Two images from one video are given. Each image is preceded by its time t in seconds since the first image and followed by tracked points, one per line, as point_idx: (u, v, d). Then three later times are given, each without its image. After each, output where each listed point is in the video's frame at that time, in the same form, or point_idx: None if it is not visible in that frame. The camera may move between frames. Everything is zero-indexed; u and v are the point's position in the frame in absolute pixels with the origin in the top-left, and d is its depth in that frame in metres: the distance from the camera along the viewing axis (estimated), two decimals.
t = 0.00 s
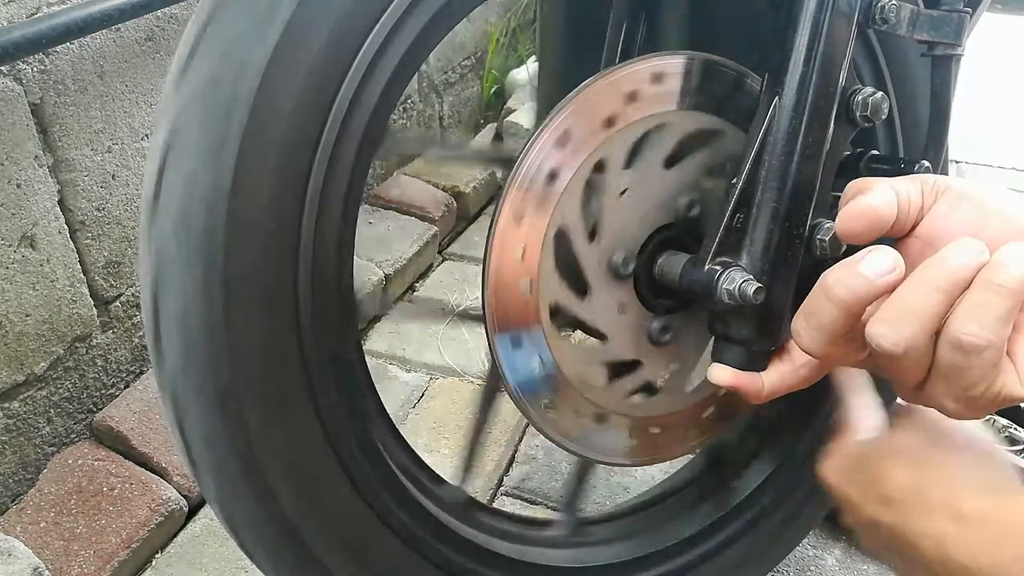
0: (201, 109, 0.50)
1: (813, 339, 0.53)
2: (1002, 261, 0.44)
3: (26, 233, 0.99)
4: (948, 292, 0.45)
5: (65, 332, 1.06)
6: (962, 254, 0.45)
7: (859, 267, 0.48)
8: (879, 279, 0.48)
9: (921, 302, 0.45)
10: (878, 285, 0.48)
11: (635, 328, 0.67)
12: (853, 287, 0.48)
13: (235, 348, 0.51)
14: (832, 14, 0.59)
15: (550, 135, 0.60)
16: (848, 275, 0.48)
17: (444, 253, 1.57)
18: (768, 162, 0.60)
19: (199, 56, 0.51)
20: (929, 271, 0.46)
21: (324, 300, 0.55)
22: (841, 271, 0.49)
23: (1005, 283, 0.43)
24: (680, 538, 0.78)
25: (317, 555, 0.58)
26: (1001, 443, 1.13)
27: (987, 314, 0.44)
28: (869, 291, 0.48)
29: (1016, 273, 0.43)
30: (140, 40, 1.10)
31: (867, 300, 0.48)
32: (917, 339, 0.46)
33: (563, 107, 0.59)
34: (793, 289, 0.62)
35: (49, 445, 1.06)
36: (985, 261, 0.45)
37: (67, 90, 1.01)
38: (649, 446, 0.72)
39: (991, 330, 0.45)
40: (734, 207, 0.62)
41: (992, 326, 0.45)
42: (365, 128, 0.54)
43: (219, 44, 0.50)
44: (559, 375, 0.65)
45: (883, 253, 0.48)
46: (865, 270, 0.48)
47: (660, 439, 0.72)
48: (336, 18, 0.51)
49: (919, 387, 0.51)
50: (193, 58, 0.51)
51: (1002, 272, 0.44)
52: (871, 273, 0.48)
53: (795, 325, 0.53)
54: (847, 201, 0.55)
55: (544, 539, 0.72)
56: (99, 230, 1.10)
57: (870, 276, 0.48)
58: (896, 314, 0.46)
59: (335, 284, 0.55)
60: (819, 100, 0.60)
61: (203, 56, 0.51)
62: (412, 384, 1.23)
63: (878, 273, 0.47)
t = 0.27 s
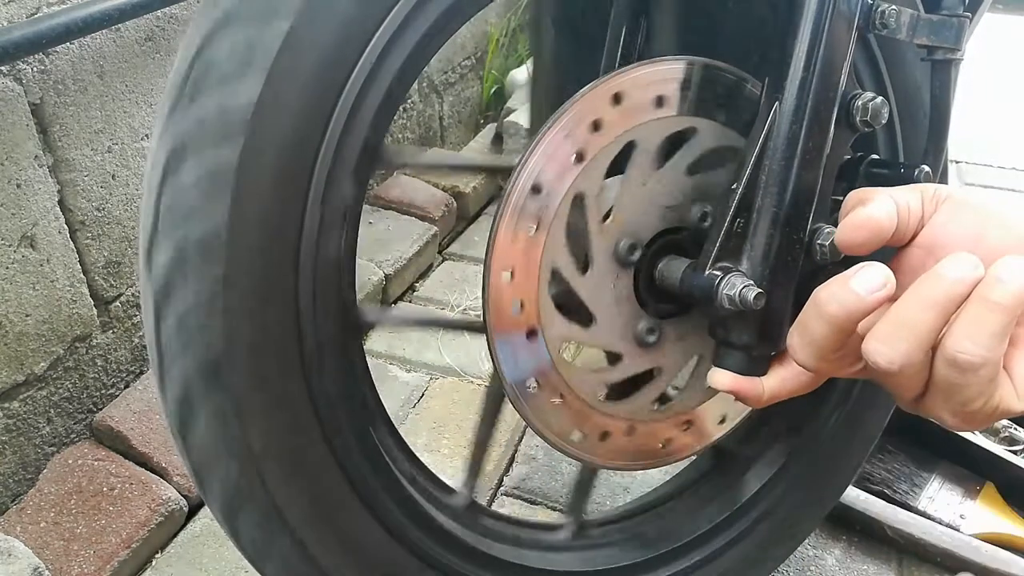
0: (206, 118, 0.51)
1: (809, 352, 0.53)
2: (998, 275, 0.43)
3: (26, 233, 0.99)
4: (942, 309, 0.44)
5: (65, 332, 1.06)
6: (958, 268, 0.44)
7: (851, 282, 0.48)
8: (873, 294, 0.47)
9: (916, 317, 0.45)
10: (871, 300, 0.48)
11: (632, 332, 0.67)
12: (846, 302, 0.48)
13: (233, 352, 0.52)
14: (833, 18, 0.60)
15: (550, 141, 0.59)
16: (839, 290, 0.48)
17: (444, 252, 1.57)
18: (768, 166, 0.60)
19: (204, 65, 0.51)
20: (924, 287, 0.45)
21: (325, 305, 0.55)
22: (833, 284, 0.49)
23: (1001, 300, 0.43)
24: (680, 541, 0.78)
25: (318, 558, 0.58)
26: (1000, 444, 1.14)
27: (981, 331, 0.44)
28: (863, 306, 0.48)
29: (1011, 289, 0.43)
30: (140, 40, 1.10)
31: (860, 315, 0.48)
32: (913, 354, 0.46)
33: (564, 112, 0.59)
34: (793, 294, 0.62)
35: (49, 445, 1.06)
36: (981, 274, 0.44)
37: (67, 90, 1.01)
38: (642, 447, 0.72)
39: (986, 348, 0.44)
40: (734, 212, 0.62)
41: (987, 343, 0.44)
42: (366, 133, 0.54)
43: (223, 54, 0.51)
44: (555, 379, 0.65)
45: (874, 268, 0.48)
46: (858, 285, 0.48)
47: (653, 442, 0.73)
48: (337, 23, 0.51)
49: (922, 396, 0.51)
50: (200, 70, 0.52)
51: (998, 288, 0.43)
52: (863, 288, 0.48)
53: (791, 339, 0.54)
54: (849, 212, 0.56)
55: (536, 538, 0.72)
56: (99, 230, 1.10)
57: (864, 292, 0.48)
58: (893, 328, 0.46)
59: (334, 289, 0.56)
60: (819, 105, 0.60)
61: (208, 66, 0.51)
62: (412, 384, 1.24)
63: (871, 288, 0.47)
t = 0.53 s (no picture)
0: (207, 116, 0.51)
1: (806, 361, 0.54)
2: (987, 287, 0.43)
3: (28, 233, 0.99)
4: (932, 322, 0.44)
5: (67, 332, 1.06)
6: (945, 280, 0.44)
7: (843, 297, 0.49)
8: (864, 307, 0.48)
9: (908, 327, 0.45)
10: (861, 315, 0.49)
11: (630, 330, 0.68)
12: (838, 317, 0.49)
13: (235, 349, 0.52)
14: (831, 19, 0.60)
15: (548, 141, 0.59)
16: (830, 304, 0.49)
17: (444, 253, 1.57)
18: (766, 166, 0.61)
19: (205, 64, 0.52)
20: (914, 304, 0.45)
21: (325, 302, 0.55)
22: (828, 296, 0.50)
23: (988, 313, 0.42)
24: (680, 539, 0.78)
25: (319, 555, 0.59)
26: (999, 443, 1.14)
27: (971, 345, 0.43)
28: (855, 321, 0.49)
29: (1000, 302, 0.42)
30: (142, 41, 1.11)
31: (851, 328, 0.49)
32: (905, 365, 0.46)
33: (564, 110, 0.59)
34: (792, 292, 0.62)
35: (51, 444, 1.07)
36: (972, 286, 0.44)
37: (69, 90, 1.02)
38: (637, 444, 0.72)
39: (977, 361, 0.44)
40: (733, 210, 0.62)
41: (978, 357, 0.44)
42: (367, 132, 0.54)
43: (225, 53, 0.51)
44: (553, 376, 0.65)
45: (865, 281, 0.48)
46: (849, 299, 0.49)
47: (649, 438, 0.73)
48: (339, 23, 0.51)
49: (922, 405, 0.51)
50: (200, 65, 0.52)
51: (987, 300, 0.42)
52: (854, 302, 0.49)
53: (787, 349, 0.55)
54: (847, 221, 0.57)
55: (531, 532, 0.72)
56: (101, 230, 1.10)
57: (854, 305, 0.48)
58: (888, 343, 0.46)
59: (335, 286, 0.55)
60: (817, 104, 0.60)
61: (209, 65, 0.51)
62: (412, 384, 1.24)
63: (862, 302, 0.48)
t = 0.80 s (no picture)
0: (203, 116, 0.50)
1: (831, 389, 0.48)
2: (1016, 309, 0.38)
3: (24, 233, 0.98)
4: (957, 349, 0.39)
5: (64, 332, 1.06)
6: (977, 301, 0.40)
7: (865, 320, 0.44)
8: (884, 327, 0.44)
9: (927, 352, 0.39)
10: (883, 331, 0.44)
11: (630, 333, 0.67)
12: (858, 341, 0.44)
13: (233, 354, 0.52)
14: (834, 18, 0.59)
15: (536, 158, 0.59)
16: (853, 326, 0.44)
17: (444, 251, 1.56)
18: (768, 167, 0.60)
19: (200, 65, 0.51)
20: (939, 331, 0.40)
21: (322, 304, 0.55)
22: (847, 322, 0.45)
23: (1011, 337, 0.38)
24: (681, 542, 0.78)
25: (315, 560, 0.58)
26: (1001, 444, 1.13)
27: (1000, 374, 0.38)
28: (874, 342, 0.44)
29: None
30: (138, 39, 1.10)
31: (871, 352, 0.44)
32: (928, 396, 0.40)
33: (563, 113, 0.58)
34: (794, 295, 0.61)
35: (48, 445, 1.06)
36: (1000, 307, 0.39)
37: (65, 89, 1.01)
38: (646, 446, 0.72)
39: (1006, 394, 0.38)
40: (734, 214, 0.61)
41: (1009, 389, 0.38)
42: (364, 134, 0.53)
43: (221, 54, 0.51)
44: (558, 388, 0.65)
45: (891, 300, 0.44)
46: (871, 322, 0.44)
47: (655, 440, 0.73)
48: (334, 23, 0.51)
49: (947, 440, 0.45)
50: (197, 66, 0.52)
51: (1014, 323, 0.38)
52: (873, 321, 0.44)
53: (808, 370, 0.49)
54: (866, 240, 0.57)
55: (548, 537, 0.72)
56: (98, 230, 1.10)
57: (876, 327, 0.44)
58: (906, 368, 0.40)
59: (332, 289, 0.55)
60: (820, 104, 0.60)
61: (206, 66, 0.51)
62: (412, 384, 1.23)
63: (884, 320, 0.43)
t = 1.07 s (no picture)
0: (204, 114, 0.51)
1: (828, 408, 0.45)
2: None
3: (24, 233, 0.98)
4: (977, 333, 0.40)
5: (64, 332, 1.06)
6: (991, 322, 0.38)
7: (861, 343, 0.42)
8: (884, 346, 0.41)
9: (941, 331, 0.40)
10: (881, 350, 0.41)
11: (630, 332, 0.67)
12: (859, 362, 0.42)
13: (233, 352, 0.52)
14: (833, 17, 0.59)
15: (537, 156, 0.58)
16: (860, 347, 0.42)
17: (444, 252, 1.57)
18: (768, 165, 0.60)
19: (202, 63, 0.51)
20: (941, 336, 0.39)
21: (323, 303, 0.55)
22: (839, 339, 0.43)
23: None
24: (682, 541, 0.77)
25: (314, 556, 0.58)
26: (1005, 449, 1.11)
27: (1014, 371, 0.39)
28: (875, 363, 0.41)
29: None
30: (139, 39, 1.10)
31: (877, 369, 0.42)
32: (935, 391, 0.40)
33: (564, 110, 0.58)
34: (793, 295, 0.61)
35: (48, 445, 1.06)
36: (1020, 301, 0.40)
37: (66, 89, 1.01)
38: (646, 446, 0.72)
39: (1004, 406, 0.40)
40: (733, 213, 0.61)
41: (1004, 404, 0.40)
42: (364, 131, 0.53)
43: (222, 52, 0.51)
44: (558, 386, 0.65)
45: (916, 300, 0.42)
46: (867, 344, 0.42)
47: (657, 440, 0.72)
48: (335, 21, 0.51)
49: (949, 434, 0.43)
50: (198, 64, 0.52)
51: None
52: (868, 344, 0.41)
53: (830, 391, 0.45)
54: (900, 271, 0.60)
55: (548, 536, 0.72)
56: (98, 230, 1.10)
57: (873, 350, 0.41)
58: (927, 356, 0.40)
59: (332, 287, 0.55)
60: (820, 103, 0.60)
61: (207, 64, 0.51)
62: (411, 384, 1.23)
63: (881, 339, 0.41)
